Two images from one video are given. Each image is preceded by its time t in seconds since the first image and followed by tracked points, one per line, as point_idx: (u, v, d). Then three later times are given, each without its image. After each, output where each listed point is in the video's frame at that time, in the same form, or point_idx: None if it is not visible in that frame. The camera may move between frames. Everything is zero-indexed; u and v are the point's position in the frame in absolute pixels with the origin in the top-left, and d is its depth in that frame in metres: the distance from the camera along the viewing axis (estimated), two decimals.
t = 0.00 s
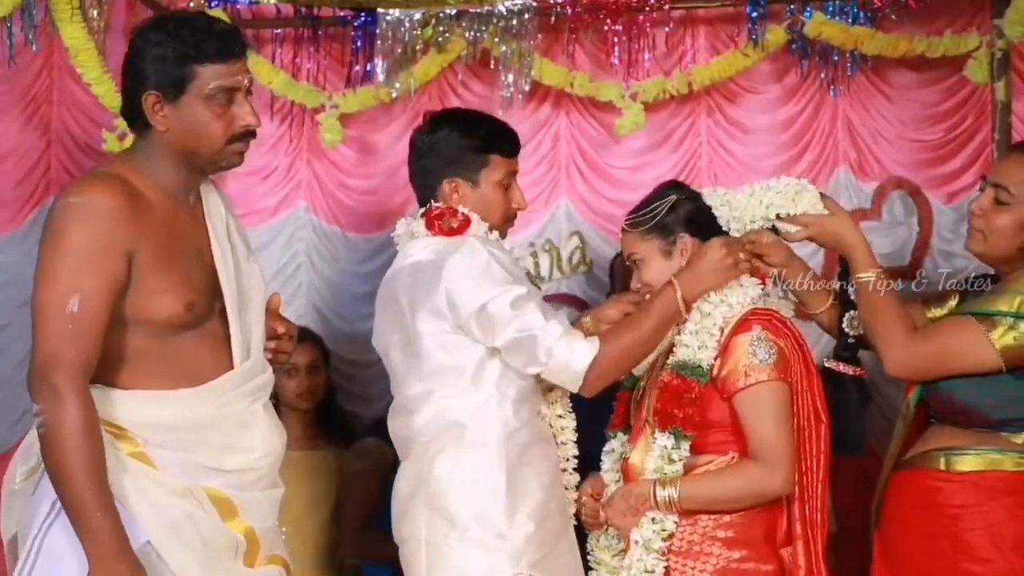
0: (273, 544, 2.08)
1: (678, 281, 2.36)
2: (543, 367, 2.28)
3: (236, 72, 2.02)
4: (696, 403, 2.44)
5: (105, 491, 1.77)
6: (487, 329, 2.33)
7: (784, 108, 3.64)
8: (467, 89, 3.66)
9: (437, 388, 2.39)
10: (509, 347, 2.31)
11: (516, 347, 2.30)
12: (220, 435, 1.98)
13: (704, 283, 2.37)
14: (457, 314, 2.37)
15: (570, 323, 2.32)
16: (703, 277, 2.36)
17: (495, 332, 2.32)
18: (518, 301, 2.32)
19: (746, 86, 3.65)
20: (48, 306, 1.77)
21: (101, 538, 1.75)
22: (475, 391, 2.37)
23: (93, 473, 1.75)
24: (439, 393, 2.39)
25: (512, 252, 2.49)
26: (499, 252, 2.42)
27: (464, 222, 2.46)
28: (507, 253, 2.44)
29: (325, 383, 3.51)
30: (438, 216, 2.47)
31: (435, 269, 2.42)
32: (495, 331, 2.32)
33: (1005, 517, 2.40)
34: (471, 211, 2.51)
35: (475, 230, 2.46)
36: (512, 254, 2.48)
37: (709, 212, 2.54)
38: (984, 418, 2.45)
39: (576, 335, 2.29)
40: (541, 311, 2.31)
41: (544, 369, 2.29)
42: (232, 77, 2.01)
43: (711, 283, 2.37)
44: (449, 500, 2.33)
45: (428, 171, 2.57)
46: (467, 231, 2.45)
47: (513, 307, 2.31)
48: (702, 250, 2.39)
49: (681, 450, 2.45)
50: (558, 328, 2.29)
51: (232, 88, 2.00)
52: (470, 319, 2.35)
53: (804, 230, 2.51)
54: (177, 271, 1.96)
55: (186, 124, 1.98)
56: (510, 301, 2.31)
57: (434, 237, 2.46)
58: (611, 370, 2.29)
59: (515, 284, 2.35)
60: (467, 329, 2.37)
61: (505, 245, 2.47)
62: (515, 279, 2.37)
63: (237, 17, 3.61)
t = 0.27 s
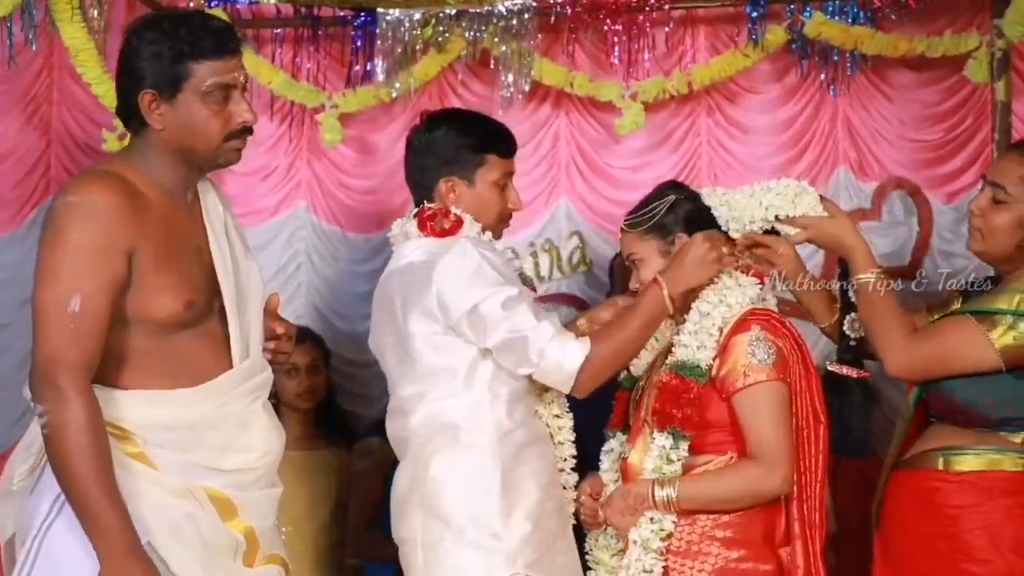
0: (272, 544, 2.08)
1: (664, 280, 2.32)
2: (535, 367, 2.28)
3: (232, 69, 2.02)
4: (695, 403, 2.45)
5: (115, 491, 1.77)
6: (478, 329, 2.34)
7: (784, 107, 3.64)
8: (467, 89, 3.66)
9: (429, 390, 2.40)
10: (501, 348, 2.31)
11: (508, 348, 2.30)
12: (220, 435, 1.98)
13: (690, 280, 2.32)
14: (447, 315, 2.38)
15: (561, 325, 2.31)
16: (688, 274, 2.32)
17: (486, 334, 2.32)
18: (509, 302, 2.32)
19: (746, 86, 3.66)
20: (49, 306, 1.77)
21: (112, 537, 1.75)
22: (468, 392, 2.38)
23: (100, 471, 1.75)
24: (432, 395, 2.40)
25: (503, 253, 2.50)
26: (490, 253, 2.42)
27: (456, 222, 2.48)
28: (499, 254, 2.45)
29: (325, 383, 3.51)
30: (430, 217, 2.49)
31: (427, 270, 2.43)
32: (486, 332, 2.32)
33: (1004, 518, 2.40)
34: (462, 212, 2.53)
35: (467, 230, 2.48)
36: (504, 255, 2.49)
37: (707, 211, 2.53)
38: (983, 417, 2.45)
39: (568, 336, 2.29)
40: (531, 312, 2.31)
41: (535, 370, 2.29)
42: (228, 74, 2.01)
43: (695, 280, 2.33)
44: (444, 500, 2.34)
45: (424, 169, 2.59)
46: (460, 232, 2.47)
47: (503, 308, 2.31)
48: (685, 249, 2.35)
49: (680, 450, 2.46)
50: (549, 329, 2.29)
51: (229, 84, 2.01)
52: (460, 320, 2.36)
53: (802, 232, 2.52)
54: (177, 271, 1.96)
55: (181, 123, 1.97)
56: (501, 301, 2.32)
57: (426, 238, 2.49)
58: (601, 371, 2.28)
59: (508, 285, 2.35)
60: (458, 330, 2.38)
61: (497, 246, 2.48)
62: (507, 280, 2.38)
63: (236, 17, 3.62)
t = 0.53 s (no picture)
0: (271, 544, 2.08)
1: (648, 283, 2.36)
2: (518, 372, 2.32)
3: (230, 66, 2.03)
4: (695, 403, 2.44)
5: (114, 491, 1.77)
6: (463, 331, 2.38)
7: (784, 107, 3.64)
8: (467, 89, 3.66)
9: (421, 390, 2.44)
10: (486, 351, 2.35)
11: (492, 351, 2.34)
12: (219, 435, 1.98)
13: (674, 282, 2.36)
14: (433, 317, 2.42)
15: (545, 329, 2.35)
16: (673, 276, 2.36)
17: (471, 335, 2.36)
18: (493, 304, 2.36)
19: (746, 86, 3.65)
20: (47, 306, 1.76)
21: (113, 537, 1.75)
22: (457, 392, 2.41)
23: (99, 471, 1.75)
24: (423, 395, 2.44)
25: (494, 255, 2.51)
26: (479, 254, 2.45)
27: (446, 222, 2.50)
28: (489, 256, 2.48)
29: (325, 383, 3.52)
30: (420, 218, 2.53)
31: (417, 272, 2.47)
32: (471, 333, 2.36)
33: (1004, 518, 2.41)
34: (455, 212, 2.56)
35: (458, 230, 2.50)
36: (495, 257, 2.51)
37: (709, 211, 2.52)
38: (983, 416, 2.45)
39: (551, 341, 2.32)
40: (516, 315, 2.35)
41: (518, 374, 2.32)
42: (227, 72, 2.01)
43: (679, 283, 2.37)
44: (437, 500, 2.38)
45: (423, 167, 2.61)
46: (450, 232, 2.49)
47: (488, 311, 2.35)
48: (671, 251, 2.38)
49: (680, 450, 2.46)
50: (533, 334, 2.32)
51: (228, 83, 2.01)
52: (445, 322, 2.40)
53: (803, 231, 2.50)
54: (175, 270, 1.96)
55: (180, 120, 1.97)
56: (486, 304, 2.36)
57: (415, 238, 2.52)
58: (583, 375, 2.33)
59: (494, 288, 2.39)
60: (444, 331, 2.42)
61: (486, 247, 2.50)
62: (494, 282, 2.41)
63: (236, 17, 3.62)
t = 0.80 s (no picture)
0: (272, 543, 2.08)
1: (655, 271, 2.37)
2: (515, 362, 2.32)
3: (230, 64, 2.03)
4: (695, 403, 2.44)
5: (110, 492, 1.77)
6: (455, 327, 2.39)
7: (784, 107, 3.64)
8: (467, 89, 3.66)
9: (412, 388, 2.48)
10: (479, 345, 2.36)
11: (487, 344, 2.35)
12: (220, 434, 1.98)
13: (679, 276, 2.37)
14: (422, 316, 2.45)
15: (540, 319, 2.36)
16: (680, 270, 2.37)
17: (464, 331, 2.37)
18: (483, 299, 2.38)
19: (745, 85, 3.65)
20: (44, 305, 1.76)
21: (108, 540, 1.74)
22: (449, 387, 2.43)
23: (94, 472, 1.75)
24: (414, 393, 2.47)
25: (486, 254, 2.54)
26: (469, 255, 2.49)
27: (436, 221, 2.54)
28: (481, 256, 2.51)
29: (325, 382, 3.52)
30: (410, 218, 2.57)
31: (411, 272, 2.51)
32: (463, 329, 2.38)
33: (1008, 516, 2.41)
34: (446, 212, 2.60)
35: (449, 229, 2.53)
36: (486, 256, 2.54)
37: (710, 211, 2.53)
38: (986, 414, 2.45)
39: (548, 330, 2.33)
40: (508, 307, 2.37)
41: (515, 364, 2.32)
42: (227, 70, 2.02)
43: (684, 275, 2.38)
44: (428, 497, 2.41)
45: (423, 165, 2.65)
46: (440, 231, 2.52)
47: (479, 305, 2.37)
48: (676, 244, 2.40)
49: (680, 450, 2.46)
50: (528, 323, 2.33)
51: (228, 80, 2.02)
52: (436, 319, 2.42)
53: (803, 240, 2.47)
54: (173, 269, 1.96)
55: (180, 118, 1.98)
56: (476, 299, 2.38)
57: (405, 237, 2.56)
58: (583, 361, 2.33)
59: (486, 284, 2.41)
60: (434, 330, 2.45)
61: (477, 246, 2.53)
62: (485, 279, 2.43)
63: (236, 16, 3.62)
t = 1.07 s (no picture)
0: (272, 542, 2.09)
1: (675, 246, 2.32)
2: (525, 341, 2.31)
3: (230, 61, 2.04)
4: (696, 403, 2.45)
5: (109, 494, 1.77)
6: (453, 318, 2.39)
7: (784, 106, 3.64)
8: (467, 88, 3.66)
9: (407, 385, 2.51)
10: (486, 328, 2.34)
11: (493, 327, 2.34)
12: (219, 434, 1.98)
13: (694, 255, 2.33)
14: (414, 313, 2.47)
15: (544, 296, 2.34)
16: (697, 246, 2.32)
17: (468, 318, 2.36)
18: (482, 285, 2.36)
19: (745, 85, 3.65)
20: (42, 305, 1.76)
21: (106, 542, 1.75)
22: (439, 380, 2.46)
23: (93, 473, 1.75)
24: (409, 390, 2.50)
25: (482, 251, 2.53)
26: (463, 247, 2.48)
27: (430, 221, 2.56)
28: (475, 248, 2.51)
29: (325, 382, 3.52)
30: (404, 217, 2.58)
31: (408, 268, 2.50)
32: (467, 317, 2.36)
33: (1011, 515, 2.44)
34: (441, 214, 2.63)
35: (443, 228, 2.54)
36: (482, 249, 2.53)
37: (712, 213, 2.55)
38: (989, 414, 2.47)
39: (554, 305, 2.31)
40: (509, 289, 2.36)
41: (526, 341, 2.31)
42: (227, 67, 2.02)
43: (702, 252, 2.34)
44: (420, 493, 2.43)
45: (423, 163, 2.68)
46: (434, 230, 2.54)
47: (479, 292, 2.35)
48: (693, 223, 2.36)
49: (681, 449, 2.47)
50: (533, 300, 2.32)
51: (227, 77, 2.02)
52: (432, 313, 2.43)
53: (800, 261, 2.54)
54: (171, 268, 1.96)
55: (180, 115, 1.98)
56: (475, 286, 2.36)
57: (398, 236, 2.57)
58: (596, 333, 2.29)
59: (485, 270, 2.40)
60: (433, 325, 2.45)
61: (472, 242, 2.54)
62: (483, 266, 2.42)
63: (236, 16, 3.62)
